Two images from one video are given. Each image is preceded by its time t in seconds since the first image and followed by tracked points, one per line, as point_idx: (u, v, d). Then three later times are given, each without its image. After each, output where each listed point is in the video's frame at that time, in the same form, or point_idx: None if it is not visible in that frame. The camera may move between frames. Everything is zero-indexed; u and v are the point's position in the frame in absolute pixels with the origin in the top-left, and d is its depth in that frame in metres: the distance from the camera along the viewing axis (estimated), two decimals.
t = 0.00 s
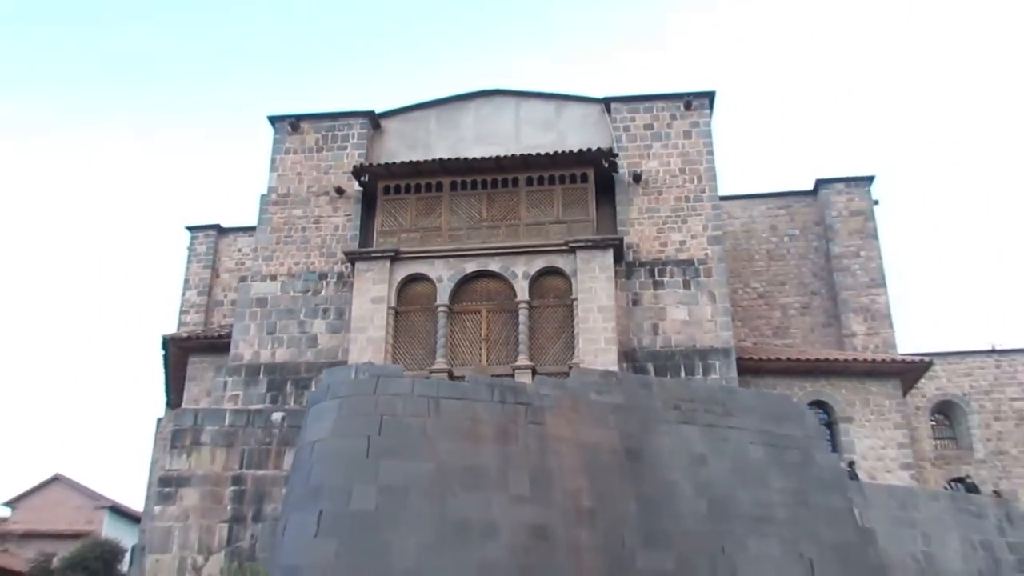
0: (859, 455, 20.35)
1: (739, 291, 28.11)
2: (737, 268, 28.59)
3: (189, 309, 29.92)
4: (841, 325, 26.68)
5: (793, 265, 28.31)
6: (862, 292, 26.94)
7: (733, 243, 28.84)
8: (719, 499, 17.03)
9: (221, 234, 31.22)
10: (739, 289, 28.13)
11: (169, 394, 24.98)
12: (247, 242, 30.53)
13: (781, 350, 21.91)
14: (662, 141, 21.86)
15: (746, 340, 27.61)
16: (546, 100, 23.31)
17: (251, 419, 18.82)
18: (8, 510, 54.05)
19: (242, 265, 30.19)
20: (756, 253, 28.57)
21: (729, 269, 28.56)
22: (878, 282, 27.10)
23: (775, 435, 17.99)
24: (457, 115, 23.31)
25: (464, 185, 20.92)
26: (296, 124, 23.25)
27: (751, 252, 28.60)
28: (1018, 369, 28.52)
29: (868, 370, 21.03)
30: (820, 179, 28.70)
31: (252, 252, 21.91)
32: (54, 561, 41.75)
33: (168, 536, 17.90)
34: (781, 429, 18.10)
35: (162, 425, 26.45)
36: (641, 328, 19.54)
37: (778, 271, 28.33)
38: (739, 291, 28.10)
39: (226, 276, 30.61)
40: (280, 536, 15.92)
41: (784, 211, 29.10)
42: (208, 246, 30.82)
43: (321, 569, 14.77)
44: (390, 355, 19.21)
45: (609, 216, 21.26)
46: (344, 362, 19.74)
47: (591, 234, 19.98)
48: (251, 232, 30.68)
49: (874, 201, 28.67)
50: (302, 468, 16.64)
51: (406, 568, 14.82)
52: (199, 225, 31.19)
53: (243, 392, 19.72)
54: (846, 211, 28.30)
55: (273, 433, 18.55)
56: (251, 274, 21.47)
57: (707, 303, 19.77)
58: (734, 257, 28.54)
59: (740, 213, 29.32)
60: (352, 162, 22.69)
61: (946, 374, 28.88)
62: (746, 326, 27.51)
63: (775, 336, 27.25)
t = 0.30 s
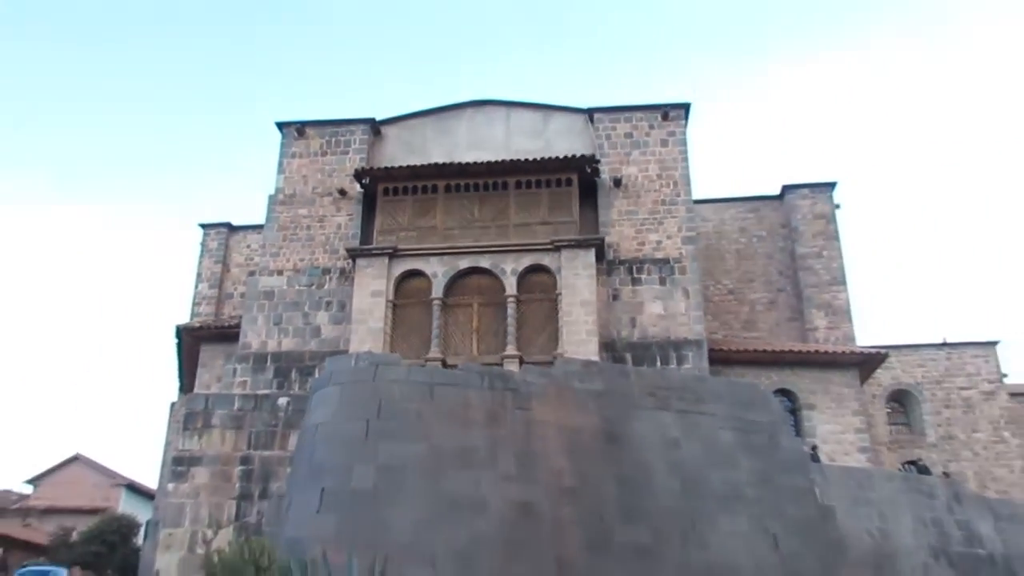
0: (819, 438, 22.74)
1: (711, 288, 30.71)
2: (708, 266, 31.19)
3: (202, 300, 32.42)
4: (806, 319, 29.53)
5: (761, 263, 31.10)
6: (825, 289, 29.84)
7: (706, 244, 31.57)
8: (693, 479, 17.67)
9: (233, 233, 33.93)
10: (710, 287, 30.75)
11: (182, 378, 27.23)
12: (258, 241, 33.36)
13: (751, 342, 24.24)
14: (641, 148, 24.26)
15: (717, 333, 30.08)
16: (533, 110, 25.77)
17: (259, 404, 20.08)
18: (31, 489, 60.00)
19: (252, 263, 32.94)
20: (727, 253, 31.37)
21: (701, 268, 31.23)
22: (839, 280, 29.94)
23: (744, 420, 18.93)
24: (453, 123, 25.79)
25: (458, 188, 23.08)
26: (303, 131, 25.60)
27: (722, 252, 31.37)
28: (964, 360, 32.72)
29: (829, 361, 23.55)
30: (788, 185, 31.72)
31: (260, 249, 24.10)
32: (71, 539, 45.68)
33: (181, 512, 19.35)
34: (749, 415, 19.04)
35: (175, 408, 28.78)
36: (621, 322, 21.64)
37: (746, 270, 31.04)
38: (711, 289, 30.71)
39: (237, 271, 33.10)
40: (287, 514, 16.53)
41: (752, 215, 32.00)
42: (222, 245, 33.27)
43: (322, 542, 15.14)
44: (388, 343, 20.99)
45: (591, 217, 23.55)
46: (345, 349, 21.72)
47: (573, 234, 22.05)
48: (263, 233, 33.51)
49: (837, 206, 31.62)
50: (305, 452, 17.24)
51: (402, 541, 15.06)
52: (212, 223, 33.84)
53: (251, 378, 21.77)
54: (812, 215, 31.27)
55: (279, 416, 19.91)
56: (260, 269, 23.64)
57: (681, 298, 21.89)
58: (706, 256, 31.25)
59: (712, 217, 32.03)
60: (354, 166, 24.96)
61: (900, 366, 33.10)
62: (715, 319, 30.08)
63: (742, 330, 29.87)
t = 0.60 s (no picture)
0: (790, 430, 24.23)
1: (690, 287, 31.76)
2: (688, 265, 32.36)
3: (206, 295, 33.33)
4: (778, 318, 30.68)
5: (737, 265, 32.29)
6: (797, 288, 31.01)
7: (686, 244, 32.75)
8: (669, 467, 18.20)
9: (235, 230, 34.90)
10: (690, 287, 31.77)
11: (186, 369, 28.56)
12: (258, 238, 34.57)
13: (726, 339, 25.80)
14: (624, 154, 25.76)
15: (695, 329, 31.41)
16: (523, 116, 26.95)
17: (259, 393, 19.49)
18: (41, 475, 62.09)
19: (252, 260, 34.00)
20: (705, 254, 32.52)
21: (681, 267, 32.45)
22: (810, 281, 31.13)
23: (719, 412, 19.53)
24: (445, 127, 26.99)
25: (450, 189, 24.29)
26: (302, 134, 26.91)
27: (701, 252, 32.54)
28: (929, 358, 34.43)
29: (800, 357, 24.99)
30: (762, 191, 32.85)
31: (261, 246, 25.39)
32: (76, 523, 46.94)
33: (183, 498, 18.48)
34: (724, 407, 19.64)
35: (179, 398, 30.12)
36: (604, 319, 23.12)
37: (724, 270, 32.28)
38: (692, 289, 31.68)
39: (238, 266, 34.20)
40: (283, 500, 16.58)
41: (730, 217, 33.20)
42: (224, 241, 34.31)
43: (318, 528, 15.35)
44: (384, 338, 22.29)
45: (576, 218, 25.02)
46: (342, 343, 22.99)
47: (559, 235, 23.32)
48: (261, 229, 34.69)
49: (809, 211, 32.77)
50: (302, 440, 17.21)
51: (394, 525, 15.43)
52: (215, 222, 34.82)
53: (252, 369, 23.03)
54: (785, 219, 32.42)
55: (278, 405, 19.19)
56: (261, 266, 24.93)
57: (660, 296, 23.43)
58: (685, 256, 32.50)
59: (692, 218, 33.30)
60: (350, 168, 26.25)
61: (868, 362, 34.68)
62: (694, 315, 31.22)
63: (718, 327, 31.01)
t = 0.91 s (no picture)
0: (775, 426, 24.42)
1: (677, 283, 31.97)
2: (675, 261, 32.47)
3: (192, 289, 33.17)
4: (764, 315, 30.87)
5: (723, 262, 32.46)
6: (783, 286, 31.23)
7: (673, 241, 32.83)
8: (655, 463, 18.27)
9: (222, 224, 34.79)
10: (676, 282, 31.99)
11: (172, 363, 28.48)
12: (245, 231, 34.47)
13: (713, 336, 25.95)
14: (612, 150, 25.85)
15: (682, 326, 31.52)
16: (512, 112, 27.01)
17: (246, 388, 19.39)
18: (25, 468, 61.83)
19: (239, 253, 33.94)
20: (692, 251, 32.64)
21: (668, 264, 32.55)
22: (796, 279, 31.33)
23: (705, 408, 19.63)
24: (433, 122, 27.01)
25: (438, 185, 24.34)
26: (290, 127, 26.87)
27: (688, 249, 32.65)
28: (912, 355, 34.71)
29: (785, 354, 25.17)
30: (749, 188, 33.02)
31: (248, 241, 25.36)
32: (61, 517, 46.78)
33: (169, 492, 18.30)
34: (710, 403, 19.73)
35: (164, 393, 30.03)
36: (592, 315, 23.24)
37: (710, 267, 32.40)
38: (677, 284, 31.95)
39: (225, 260, 34.08)
40: (270, 495, 16.52)
41: (717, 214, 33.36)
42: (211, 235, 34.25)
43: (304, 523, 15.33)
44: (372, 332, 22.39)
45: (564, 215, 25.12)
46: (329, 338, 23.03)
47: (547, 231, 23.44)
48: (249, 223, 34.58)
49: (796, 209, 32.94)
50: (288, 435, 17.12)
51: (380, 520, 15.46)
52: (202, 215, 34.69)
53: (239, 364, 23.01)
54: (771, 216, 32.59)
55: (264, 400, 19.07)
56: (248, 260, 24.91)
57: (647, 292, 23.58)
58: (673, 253, 32.61)
59: (679, 215, 33.40)
60: (339, 162, 26.23)
61: (852, 359, 34.90)
62: (681, 311, 31.37)
63: (705, 323, 31.19)
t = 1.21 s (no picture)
0: (756, 423, 24.59)
1: (660, 280, 32.07)
2: (659, 259, 32.58)
3: (174, 283, 32.95)
4: (747, 312, 31.04)
5: (707, 259, 32.61)
6: (766, 284, 31.41)
7: (657, 238, 32.93)
8: (637, 459, 18.32)
9: (205, 217, 34.63)
10: (660, 279, 32.10)
11: (153, 357, 28.32)
12: (228, 224, 34.29)
13: (696, 333, 26.09)
14: (597, 147, 25.91)
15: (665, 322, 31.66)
16: (497, 108, 27.03)
17: (227, 382, 19.24)
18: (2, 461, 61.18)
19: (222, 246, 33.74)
20: (676, 248, 32.76)
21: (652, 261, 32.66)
22: (778, 277, 31.54)
23: (687, 405, 19.72)
24: (418, 117, 26.99)
25: (423, 180, 24.41)
26: (274, 120, 26.73)
27: (672, 246, 32.76)
28: (892, 354, 35.02)
29: (767, 352, 25.33)
30: (732, 186, 33.17)
31: (231, 234, 25.26)
32: (39, 511, 46.34)
33: (149, 486, 18.12)
34: (692, 400, 19.82)
35: (145, 387, 29.86)
36: (575, 311, 23.33)
37: (694, 264, 32.55)
38: (661, 281, 32.05)
39: (207, 253, 33.89)
40: (251, 489, 16.44)
41: (701, 212, 33.50)
42: (194, 228, 34.05)
43: (285, 518, 15.26)
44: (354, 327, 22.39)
45: (548, 211, 25.19)
46: (312, 332, 23.00)
47: (531, 227, 23.56)
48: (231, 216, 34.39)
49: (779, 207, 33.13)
50: (270, 429, 17.02)
51: (362, 515, 15.44)
52: (184, 208, 34.48)
53: (221, 358, 22.93)
54: (754, 215, 32.77)
55: (247, 395, 19.00)
56: (231, 253, 24.82)
57: (631, 289, 23.69)
58: (657, 250, 32.72)
59: (663, 212, 33.51)
60: (323, 156, 26.15)
61: (833, 357, 35.16)
62: (665, 308, 31.50)
63: (688, 320, 31.35)
